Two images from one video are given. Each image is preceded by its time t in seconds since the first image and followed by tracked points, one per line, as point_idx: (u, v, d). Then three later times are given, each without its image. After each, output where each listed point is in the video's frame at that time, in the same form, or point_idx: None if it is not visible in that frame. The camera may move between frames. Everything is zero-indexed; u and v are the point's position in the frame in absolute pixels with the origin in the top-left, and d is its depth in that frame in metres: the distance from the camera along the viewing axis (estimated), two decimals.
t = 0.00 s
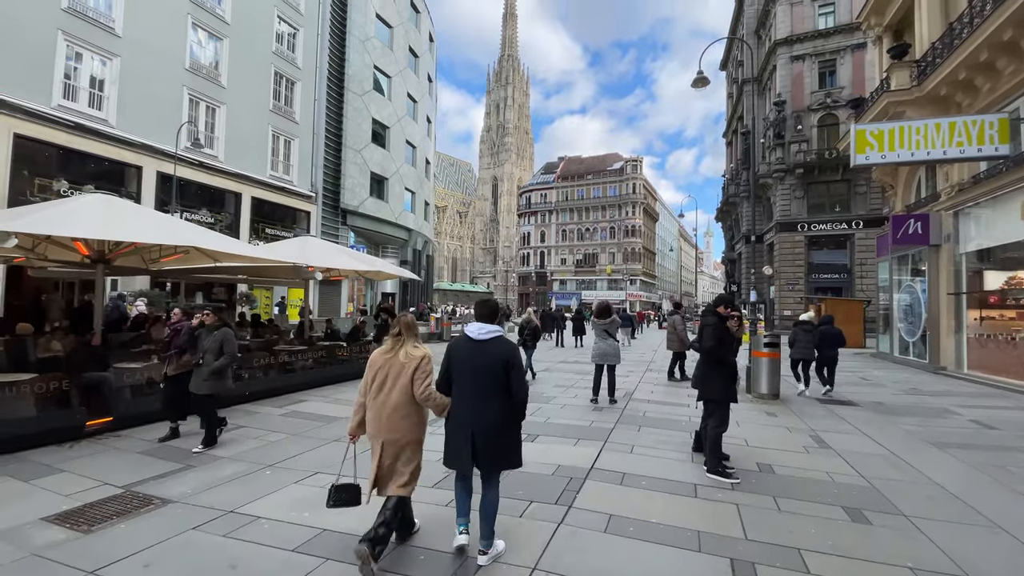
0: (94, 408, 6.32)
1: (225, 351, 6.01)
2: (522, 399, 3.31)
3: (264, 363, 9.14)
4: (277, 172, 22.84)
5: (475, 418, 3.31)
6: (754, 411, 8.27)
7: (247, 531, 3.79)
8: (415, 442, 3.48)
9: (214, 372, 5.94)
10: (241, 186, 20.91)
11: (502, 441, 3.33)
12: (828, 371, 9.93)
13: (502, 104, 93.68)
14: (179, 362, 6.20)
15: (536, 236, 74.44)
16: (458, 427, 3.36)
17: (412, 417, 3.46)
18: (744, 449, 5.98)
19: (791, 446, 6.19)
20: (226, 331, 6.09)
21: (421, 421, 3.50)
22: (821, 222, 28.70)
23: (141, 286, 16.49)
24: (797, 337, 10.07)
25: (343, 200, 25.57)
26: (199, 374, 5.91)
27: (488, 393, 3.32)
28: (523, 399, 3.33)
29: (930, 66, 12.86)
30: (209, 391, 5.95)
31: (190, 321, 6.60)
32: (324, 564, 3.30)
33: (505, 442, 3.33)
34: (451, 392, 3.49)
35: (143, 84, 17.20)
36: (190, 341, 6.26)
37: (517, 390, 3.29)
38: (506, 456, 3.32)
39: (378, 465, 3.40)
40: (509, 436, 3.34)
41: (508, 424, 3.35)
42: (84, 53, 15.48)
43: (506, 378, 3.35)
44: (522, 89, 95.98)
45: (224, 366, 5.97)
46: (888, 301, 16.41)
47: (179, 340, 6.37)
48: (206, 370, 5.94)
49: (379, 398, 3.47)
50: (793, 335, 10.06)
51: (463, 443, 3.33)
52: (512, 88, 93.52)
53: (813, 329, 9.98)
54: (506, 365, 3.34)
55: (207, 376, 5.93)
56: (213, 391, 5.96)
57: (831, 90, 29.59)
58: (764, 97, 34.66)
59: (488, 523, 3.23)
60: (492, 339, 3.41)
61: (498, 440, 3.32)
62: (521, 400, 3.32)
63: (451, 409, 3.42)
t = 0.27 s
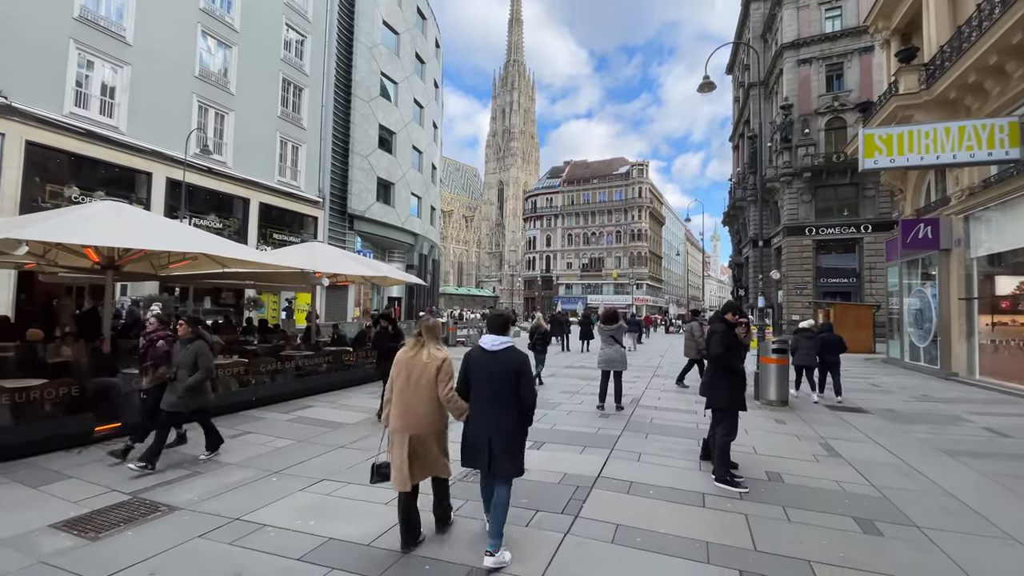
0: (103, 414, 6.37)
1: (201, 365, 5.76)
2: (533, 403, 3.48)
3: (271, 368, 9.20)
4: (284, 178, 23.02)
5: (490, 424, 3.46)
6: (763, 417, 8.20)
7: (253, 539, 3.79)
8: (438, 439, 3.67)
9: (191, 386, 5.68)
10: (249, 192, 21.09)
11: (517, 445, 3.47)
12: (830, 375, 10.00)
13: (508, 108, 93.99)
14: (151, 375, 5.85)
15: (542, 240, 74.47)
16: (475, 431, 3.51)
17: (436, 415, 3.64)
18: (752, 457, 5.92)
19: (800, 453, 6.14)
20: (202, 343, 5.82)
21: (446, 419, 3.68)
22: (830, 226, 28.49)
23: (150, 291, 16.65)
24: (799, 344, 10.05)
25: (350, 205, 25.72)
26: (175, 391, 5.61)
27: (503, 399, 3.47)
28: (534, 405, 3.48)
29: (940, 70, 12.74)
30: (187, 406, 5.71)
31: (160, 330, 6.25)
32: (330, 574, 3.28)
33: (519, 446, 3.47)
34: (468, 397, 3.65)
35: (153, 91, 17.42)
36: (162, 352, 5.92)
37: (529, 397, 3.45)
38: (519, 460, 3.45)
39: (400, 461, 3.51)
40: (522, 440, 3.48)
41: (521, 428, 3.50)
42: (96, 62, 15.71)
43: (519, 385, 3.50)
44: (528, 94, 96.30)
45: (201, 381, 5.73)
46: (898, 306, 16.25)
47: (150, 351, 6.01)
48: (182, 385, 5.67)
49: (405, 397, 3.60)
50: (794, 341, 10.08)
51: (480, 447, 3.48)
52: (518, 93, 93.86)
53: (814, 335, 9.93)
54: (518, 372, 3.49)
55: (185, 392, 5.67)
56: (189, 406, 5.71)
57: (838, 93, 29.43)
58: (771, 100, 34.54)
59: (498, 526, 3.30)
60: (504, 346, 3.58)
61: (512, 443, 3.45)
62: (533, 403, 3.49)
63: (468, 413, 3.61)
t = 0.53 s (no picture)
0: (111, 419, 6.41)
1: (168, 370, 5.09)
2: (539, 399, 3.88)
3: (278, 374, 9.26)
4: (292, 184, 23.18)
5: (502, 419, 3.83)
6: (770, 424, 8.13)
7: (258, 545, 3.79)
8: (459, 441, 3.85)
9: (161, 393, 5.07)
10: (257, 198, 21.25)
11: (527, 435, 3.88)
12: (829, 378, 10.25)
13: (513, 114, 94.30)
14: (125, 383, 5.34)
15: (547, 244, 74.46)
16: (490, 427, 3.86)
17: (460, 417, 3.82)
18: (760, 464, 5.86)
19: (808, 461, 6.08)
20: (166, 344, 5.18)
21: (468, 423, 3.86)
22: (838, 230, 28.27)
23: (159, 296, 16.79)
24: (800, 347, 9.94)
25: (356, 210, 25.87)
26: (142, 399, 4.99)
27: (513, 397, 3.82)
28: (540, 399, 3.90)
29: (948, 73, 12.63)
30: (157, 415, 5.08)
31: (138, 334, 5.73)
32: None
33: (530, 436, 3.88)
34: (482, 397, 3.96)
35: (163, 99, 17.63)
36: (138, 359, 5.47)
37: (535, 393, 3.83)
38: (528, 448, 3.88)
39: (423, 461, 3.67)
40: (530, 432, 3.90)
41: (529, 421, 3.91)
42: (107, 70, 15.93)
43: (527, 383, 3.88)
44: (534, 99, 96.62)
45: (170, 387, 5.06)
46: (908, 310, 16.08)
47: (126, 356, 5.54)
48: (150, 393, 5.04)
49: (432, 402, 3.78)
50: (796, 345, 9.94)
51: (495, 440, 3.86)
52: (523, 98, 94.21)
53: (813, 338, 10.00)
54: (525, 373, 3.86)
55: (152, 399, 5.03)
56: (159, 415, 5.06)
57: (845, 96, 29.28)
58: (777, 104, 34.43)
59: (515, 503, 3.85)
60: (511, 349, 3.93)
61: (523, 435, 3.85)
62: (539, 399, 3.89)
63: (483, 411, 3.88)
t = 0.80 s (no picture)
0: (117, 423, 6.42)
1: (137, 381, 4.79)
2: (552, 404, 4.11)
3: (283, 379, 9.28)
4: (298, 189, 23.31)
5: (515, 420, 4.05)
6: (779, 430, 8.05)
7: (262, 553, 3.77)
8: (475, 437, 4.17)
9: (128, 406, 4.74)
10: (263, 203, 21.38)
11: (539, 436, 4.13)
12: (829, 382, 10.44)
13: (518, 118, 94.63)
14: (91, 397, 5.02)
15: (552, 248, 74.42)
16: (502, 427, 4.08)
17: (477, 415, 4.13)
18: (768, 472, 5.79)
19: (818, 468, 6.00)
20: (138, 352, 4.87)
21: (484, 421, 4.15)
22: (845, 234, 28.07)
23: (166, 301, 16.90)
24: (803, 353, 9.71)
25: (362, 215, 25.97)
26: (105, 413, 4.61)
27: (526, 400, 4.06)
28: (553, 405, 4.12)
29: (955, 76, 12.54)
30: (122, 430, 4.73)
31: (103, 343, 5.35)
32: None
33: (541, 438, 4.15)
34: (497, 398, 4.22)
35: (171, 106, 17.80)
36: (105, 371, 5.15)
37: (548, 398, 4.06)
38: (540, 448, 4.14)
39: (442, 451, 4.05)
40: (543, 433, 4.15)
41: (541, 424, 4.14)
42: (116, 77, 16.11)
43: (541, 387, 4.12)
44: (538, 104, 96.93)
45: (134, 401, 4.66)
46: (917, 315, 15.92)
47: (91, 368, 5.17)
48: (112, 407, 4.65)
49: (450, 397, 4.17)
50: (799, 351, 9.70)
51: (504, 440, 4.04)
52: (528, 104, 94.52)
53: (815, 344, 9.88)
54: (540, 377, 4.10)
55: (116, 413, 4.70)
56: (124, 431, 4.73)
57: (852, 100, 29.16)
58: (783, 108, 34.32)
59: (532, 493, 4.29)
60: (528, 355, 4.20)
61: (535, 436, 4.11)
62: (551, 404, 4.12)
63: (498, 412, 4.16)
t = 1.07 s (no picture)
0: (122, 427, 6.44)
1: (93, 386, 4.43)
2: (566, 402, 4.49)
3: (287, 384, 9.27)
4: (304, 195, 23.41)
5: (532, 418, 4.39)
6: (786, 436, 7.98)
7: (266, 559, 3.75)
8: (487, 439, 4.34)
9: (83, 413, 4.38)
10: (269, 208, 21.49)
11: (553, 433, 4.45)
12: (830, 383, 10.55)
13: (522, 123, 94.98)
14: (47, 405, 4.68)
15: (556, 253, 74.36)
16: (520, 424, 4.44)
17: (489, 418, 4.30)
18: (777, 478, 5.72)
19: (827, 475, 5.92)
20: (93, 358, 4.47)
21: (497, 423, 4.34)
22: (851, 237, 27.88)
23: (172, 305, 16.98)
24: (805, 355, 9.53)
25: (367, 220, 26.04)
26: (57, 424, 4.33)
27: (544, 397, 4.44)
28: (567, 402, 4.50)
29: (962, 79, 12.46)
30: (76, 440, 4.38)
31: (59, 346, 5.15)
32: None
33: (556, 434, 4.42)
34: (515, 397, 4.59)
35: (179, 112, 17.96)
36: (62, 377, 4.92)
37: (565, 395, 4.44)
38: (554, 445, 4.44)
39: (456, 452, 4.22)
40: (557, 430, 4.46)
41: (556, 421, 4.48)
42: (125, 84, 16.26)
43: (557, 387, 4.50)
44: (542, 109, 97.24)
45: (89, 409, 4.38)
46: (925, 319, 15.76)
47: (45, 372, 4.92)
48: (66, 417, 4.36)
49: (459, 398, 4.36)
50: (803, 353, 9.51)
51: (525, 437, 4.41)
52: (533, 109, 94.90)
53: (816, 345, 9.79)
54: (556, 376, 4.49)
55: (70, 423, 4.35)
56: (80, 442, 4.39)
57: (857, 104, 29.05)
58: (788, 112, 34.22)
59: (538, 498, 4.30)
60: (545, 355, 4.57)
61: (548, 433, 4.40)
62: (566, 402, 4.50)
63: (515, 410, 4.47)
